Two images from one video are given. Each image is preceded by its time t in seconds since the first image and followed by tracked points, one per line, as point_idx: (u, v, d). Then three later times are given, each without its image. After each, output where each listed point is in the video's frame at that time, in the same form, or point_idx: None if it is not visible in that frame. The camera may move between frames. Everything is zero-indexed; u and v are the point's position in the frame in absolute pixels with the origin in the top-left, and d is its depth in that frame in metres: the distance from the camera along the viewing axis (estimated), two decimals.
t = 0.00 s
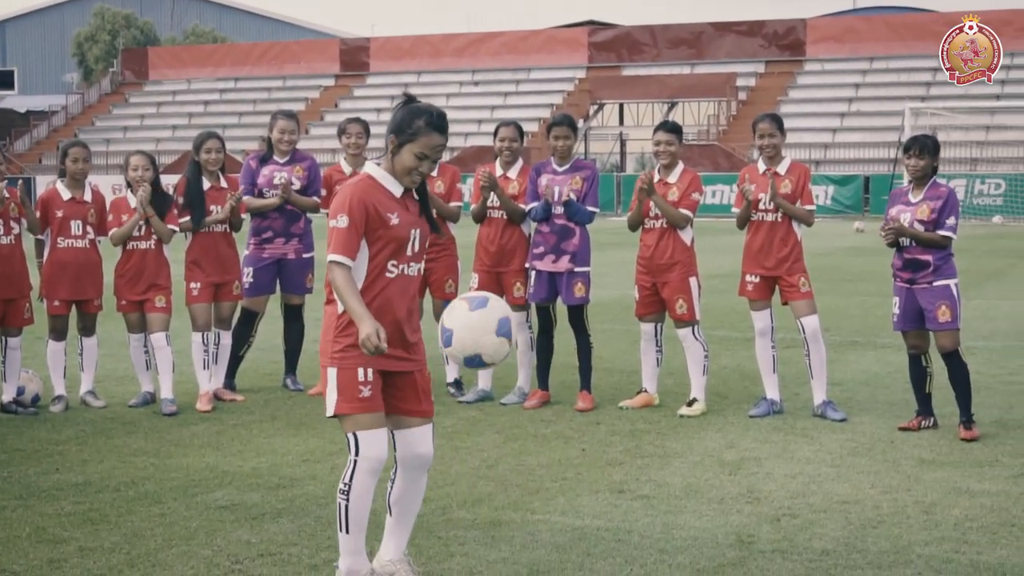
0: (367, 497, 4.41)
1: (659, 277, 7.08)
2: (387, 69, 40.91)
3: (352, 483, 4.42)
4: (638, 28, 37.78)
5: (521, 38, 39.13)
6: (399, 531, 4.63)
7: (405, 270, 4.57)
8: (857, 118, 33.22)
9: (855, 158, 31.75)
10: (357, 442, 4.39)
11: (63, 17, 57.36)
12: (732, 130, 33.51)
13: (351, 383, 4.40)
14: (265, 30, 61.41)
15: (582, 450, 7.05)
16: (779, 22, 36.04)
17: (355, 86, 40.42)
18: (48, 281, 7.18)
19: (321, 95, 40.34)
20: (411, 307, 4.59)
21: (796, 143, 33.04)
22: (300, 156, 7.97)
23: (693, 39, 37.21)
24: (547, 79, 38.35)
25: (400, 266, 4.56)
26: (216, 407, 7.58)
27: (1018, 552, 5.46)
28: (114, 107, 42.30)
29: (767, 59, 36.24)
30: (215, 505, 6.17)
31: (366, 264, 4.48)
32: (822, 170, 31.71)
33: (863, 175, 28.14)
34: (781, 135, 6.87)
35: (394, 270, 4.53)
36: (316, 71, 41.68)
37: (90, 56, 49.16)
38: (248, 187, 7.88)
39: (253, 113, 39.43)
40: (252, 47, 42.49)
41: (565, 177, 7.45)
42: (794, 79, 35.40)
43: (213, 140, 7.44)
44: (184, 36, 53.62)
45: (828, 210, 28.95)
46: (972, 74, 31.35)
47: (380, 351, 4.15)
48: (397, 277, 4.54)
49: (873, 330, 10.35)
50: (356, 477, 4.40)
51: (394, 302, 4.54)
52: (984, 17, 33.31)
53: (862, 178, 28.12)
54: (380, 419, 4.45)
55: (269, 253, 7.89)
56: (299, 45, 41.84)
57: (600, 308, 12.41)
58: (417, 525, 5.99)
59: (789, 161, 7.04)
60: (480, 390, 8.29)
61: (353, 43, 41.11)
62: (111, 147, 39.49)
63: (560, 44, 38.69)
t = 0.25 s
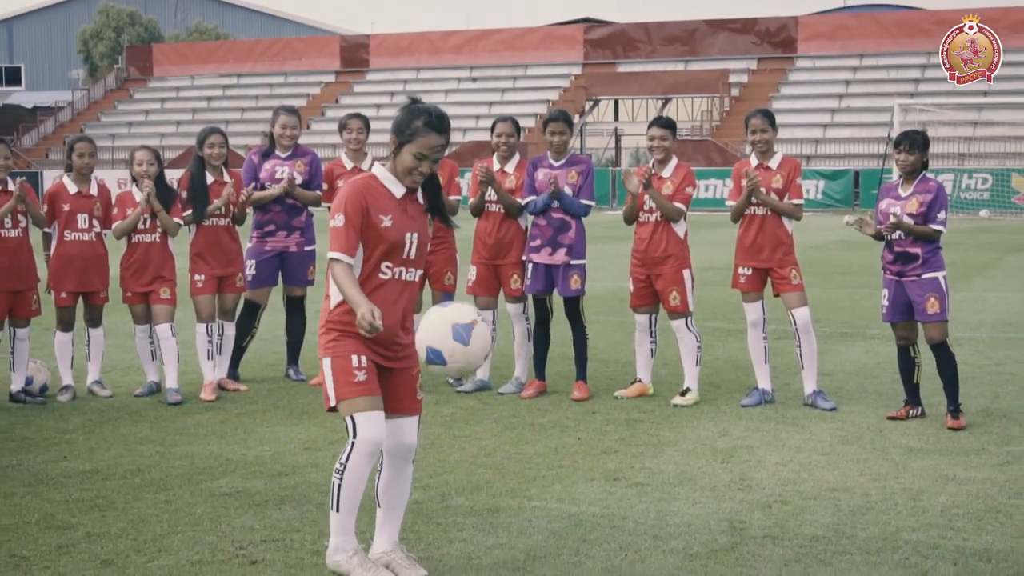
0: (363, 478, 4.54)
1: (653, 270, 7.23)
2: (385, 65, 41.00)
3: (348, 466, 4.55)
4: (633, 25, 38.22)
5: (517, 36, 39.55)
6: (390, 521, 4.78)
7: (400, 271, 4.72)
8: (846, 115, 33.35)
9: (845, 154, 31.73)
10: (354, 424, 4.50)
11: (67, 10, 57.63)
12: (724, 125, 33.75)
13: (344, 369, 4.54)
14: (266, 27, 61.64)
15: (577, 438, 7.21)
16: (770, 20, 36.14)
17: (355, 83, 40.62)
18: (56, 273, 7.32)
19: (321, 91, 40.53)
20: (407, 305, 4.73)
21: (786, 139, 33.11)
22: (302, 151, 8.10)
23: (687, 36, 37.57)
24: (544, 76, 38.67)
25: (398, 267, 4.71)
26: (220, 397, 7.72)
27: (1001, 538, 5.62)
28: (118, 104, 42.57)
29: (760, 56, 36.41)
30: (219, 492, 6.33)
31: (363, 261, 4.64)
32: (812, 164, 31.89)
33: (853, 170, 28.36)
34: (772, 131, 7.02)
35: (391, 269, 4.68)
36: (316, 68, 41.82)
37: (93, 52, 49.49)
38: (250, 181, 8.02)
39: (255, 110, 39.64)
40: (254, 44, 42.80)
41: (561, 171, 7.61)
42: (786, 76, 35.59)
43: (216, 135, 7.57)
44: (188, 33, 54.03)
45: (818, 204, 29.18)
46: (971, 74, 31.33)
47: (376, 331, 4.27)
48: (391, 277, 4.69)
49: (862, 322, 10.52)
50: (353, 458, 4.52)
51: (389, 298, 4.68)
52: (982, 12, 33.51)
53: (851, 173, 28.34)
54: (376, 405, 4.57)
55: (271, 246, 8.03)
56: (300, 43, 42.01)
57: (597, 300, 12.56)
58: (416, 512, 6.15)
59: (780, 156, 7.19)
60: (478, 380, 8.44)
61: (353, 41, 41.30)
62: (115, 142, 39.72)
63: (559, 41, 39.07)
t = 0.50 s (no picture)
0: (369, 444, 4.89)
1: (646, 263, 7.63)
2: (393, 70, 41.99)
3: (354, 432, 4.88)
4: (626, 32, 39.12)
5: (516, 43, 40.43)
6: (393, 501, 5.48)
7: (399, 268, 5.10)
8: (829, 117, 34.71)
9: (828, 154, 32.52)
10: (355, 396, 4.84)
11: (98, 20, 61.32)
12: (713, 126, 34.93)
13: (344, 346, 4.93)
14: (278, 33, 64.40)
15: (574, 422, 7.62)
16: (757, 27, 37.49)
17: (365, 87, 41.51)
18: (82, 266, 7.72)
19: (332, 94, 41.45)
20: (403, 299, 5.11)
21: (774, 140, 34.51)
22: (314, 150, 8.49)
23: (677, 43, 38.50)
24: (543, 80, 39.63)
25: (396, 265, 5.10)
26: (237, 383, 8.12)
27: (973, 516, 6.03)
28: (141, 106, 43.44)
29: (746, 62, 37.65)
30: (237, 473, 6.73)
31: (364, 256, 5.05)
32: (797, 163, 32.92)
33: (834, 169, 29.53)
34: (759, 132, 7.41)
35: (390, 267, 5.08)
36: (329, 73, 42.57)
37: (121, 59, 52.64)
38: (265, 179, 8.41)
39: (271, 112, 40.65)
40: (268, 51, 43.62)
41: (559, 169, 8.03)
42: (771, 80, 36.95)
43: (232, 137, 8.00)
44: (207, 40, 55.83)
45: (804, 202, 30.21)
46: (971, 74, 31.92)
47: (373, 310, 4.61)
48: (389, 274, 5.08)
49: (842, 313, 11.01)
50: (359, 425, 4.85)
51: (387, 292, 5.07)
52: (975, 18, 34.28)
53: (832, 172, 29.50)
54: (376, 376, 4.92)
55: (285, 241, 8.44)
56: (312, 49, 42.76)
57: (592, 291, 13.03)
58: (423, 492, 6.55)
59: (766, 156, 7.59)
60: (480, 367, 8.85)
61: (363, 47, 42.17)
62: (139, 142, 40.76)
63: (557, 47, 40.05)
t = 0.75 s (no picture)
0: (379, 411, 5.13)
1: (641, 256, 8.08)
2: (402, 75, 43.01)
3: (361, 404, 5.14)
4: (623, 38, 39.94)
5: (519, 48, 41.45)
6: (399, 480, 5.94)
7: (398, 262, 5.35)
8: (813, 118, 35.91)
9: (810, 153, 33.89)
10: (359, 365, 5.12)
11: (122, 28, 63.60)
12: (705, 127, 36.04)
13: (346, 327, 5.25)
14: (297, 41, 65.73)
15: (574, 406, 8.07)
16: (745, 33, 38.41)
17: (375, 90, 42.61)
18: (111, 259, 8.18)
19: (345, 96, 42.58)
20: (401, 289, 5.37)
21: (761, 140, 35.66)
22: (329, 149, 8.93)
23: (671, 48, 39.47)
24: (544, 84, 40.67)
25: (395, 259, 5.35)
26: (256, 368, 8.59)
27: (950, 494, 6.41)
28: (167, 109, 44.51)
29: (736, 66, 38.57)
30: (256, 454, 7.16)
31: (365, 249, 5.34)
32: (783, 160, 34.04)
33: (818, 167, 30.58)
34: (747, 132, 7.85)
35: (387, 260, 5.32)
36: (343, 77, 43.76)
37: (143, 63, 54.30)
38: (282, 177, 8.88)
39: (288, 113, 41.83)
40: (285, 55, 44.62)
41: (559, 167, 8.47)
42: (758, 84, 37.94)
43: (252, 136, 8.47)
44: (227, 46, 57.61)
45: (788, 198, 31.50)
46: (972, 74, 32.65)
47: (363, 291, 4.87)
48: (387, 268, 5.34)
49: (827, 303, 11.56)
50: (366, 393, 5.11)
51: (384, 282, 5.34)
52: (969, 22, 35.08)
53: (817, 170, 30.55)
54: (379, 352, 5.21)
55: (301, 235, 8.92)
56: (327, 53, 43.82)
57: (591, 283, 13.55)
58: (432, 471, 6.97)
59: (755, 155, 8.02)
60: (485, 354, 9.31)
61: (374, 52, 43.15)
62: (165, 143, 41.93)
63: (557, 52, 40.93)
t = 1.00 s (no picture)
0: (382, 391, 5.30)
1: (641, 249, 8.37)
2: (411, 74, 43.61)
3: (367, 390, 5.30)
4: (623, 38, 40.51)
5: (523, 48, 41.85)
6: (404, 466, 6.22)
7: (395, 258, 5.48)
8: (808, 116, 36.32)
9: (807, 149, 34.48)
10: (356, 354, 5.34)
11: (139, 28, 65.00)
12: (702, 124, 36.32)
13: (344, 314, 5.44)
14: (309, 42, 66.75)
15: (575, 393, 8.36)
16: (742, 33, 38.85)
17: (385, 89, 43.13)
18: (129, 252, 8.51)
19: (356, 96, 43.16)
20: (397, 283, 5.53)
21: (757, 137, 35.85)
22: (339, 146, 9.24)
23: (670, 47, 40.02)
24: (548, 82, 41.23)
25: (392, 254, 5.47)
26: (269, 357, 8.92)
27: (938, 479, 6.64)
28: (183, 107, 45.20)
29: (732, 66, 38.98)
30: (268, 439, 7.42)
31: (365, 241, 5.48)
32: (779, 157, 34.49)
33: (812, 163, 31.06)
34: (744, 129, 8.13)
35: (384, 256, 5.45)
36: (353, 76, 44.27)
37: (160, 63, 55.82)
38: (295, 173, 9.15)
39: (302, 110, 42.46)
40: (298, 54, 45.12)
41: (561, 164, 8.68)
42: (754, 82, 38.32)
43: (265, 133, 8.76)
44: (241, 45, 58.69)
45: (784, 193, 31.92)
46: (972, 74, 32.94)
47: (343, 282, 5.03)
48: (383, 262, 5.46)
49: (822, 295, 11.90)
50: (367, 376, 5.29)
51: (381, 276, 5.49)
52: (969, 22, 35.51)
53: (811, 166, 31.04)
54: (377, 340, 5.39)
55: (312, 229, 9.22)
56: (337, 53, 44.41)
57: (593, 275, 13.89)
58: (439, 457, 7.23)
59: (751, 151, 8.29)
60: (490, 343, 9.61)
61: (384, 52, 43.68)
62: (182, 139, 42.72)
63: (559, 53, 41.42)
